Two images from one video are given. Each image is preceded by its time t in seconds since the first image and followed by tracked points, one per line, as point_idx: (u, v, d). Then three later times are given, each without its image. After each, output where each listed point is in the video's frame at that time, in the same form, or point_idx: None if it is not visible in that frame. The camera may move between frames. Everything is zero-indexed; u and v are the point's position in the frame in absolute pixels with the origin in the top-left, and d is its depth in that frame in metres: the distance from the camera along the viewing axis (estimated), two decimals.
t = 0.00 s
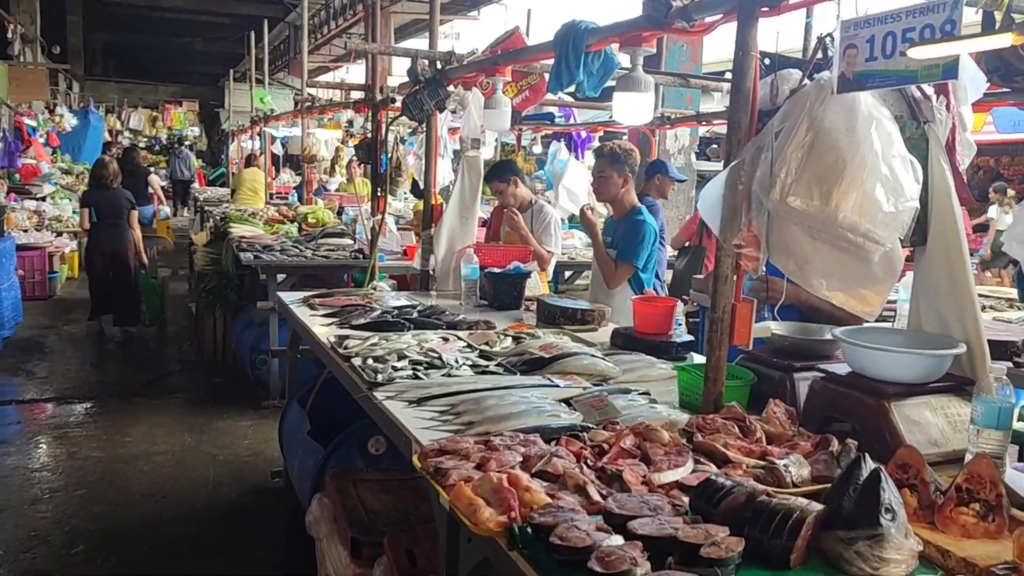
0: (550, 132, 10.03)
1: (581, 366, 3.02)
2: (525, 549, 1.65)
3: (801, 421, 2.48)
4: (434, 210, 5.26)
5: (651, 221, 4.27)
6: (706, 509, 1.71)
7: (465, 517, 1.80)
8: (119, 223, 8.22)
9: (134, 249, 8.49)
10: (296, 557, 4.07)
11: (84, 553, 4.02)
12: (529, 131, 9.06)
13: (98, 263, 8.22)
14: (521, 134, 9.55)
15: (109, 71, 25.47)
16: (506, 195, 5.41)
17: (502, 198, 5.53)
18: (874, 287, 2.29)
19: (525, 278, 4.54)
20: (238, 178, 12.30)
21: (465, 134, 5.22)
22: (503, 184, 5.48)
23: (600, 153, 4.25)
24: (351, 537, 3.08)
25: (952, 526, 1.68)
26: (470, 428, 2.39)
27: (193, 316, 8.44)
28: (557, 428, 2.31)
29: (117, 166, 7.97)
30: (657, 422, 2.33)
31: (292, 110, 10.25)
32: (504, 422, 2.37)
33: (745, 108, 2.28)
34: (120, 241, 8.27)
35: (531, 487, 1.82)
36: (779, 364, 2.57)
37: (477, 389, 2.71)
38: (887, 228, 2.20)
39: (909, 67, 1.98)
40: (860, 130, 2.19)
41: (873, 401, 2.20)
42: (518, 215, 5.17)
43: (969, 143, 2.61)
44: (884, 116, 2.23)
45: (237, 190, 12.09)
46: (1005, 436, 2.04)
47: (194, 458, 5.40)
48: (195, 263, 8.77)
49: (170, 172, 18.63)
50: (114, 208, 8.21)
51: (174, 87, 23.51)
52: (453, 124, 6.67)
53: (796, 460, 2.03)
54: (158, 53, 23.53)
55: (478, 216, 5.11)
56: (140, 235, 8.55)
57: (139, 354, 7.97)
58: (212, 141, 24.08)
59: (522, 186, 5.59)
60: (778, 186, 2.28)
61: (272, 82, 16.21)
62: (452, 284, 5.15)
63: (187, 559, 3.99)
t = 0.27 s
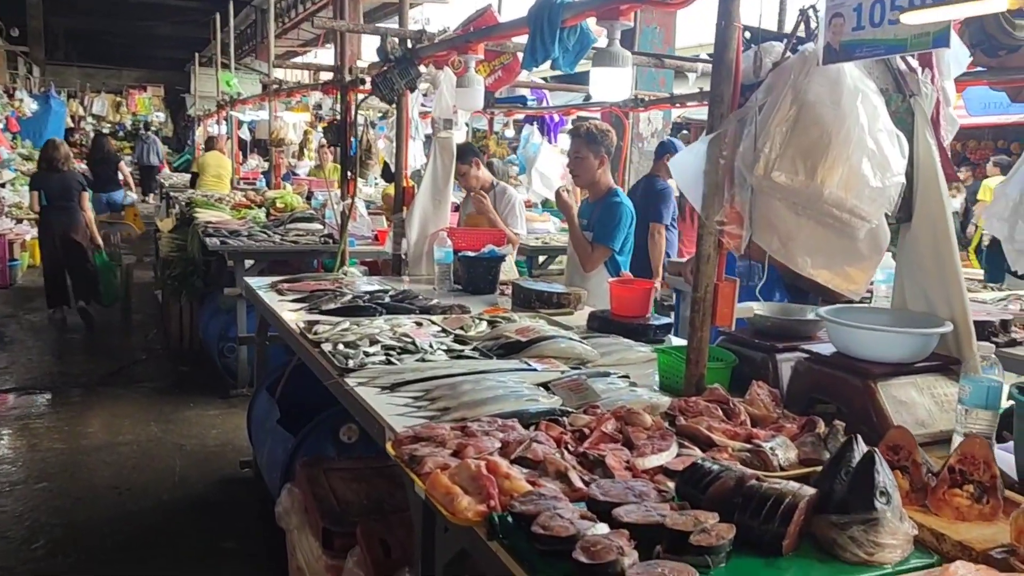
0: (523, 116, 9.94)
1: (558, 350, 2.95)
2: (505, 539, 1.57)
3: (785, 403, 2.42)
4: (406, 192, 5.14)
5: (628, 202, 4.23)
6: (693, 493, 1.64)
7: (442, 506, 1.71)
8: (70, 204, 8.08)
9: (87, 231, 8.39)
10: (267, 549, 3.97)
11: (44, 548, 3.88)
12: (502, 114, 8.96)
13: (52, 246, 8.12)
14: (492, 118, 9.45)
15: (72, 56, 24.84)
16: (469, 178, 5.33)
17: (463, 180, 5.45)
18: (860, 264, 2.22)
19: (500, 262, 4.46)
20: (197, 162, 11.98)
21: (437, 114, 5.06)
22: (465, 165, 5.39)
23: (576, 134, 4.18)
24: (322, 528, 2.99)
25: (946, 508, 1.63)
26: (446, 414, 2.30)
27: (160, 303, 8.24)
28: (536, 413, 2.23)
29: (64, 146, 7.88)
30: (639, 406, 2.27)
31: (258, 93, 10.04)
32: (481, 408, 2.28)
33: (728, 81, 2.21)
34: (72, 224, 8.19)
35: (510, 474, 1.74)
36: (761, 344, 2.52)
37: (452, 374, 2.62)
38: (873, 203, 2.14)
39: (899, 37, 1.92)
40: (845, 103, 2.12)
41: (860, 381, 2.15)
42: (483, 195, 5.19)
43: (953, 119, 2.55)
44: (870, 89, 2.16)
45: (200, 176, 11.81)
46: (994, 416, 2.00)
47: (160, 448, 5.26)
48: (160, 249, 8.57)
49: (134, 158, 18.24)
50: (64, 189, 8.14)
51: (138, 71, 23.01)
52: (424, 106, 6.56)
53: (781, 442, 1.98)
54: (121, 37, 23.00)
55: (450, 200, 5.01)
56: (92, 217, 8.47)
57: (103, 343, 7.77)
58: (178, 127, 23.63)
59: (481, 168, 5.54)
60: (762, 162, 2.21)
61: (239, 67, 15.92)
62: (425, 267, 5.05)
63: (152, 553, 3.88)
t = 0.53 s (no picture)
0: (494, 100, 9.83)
1: (541, 336, 2.85)
2: (498, 538, 1.47)
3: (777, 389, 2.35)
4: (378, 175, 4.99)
5: (607, 184, 4.16)
6: (695, 487, 1.55)
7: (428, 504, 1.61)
8: (20, 190, 8.16)
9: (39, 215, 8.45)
10: (238, 546, 3.84)
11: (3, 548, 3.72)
12: (473, 98, 8.83)
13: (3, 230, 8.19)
14: (463, 103, 9.33)
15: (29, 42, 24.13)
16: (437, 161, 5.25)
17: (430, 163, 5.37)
18: (856, 245, 2.14)
19: (477, 247, 4.36)
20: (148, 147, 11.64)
21: (410, 95, 4.89)
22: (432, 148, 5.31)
23: (554, 115, 4.05)
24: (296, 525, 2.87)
25: (957, 498, 1.56)
26: (428, 405, 2.19)
27: (123, 293, 8.02)
28: (523, 402, 2.13)
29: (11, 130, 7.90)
30: (628, 394, 2.18)
31: (223, 77, 9.81)
32: (465, 397, 2.18)
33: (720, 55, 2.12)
34: (23, 209, 8.27)
35: (501, 468, 1.64)
36: (752, 329, 2.44)
37: (432, 363, 2.51)
38: (871, 181, 2.06)
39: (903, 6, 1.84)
40: (841, 77, 2.03)
41: (857, 365, 2.08)
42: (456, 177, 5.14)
43: (945, 96, 2.48)
44: (867, 63, 2.08)
45: (154, 163, 11.50)
46: (996, 400, 1.94)
47: (123, 443, 5.08)
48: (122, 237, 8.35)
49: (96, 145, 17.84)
50: (12, 174, 8.15)
51: (98, 55, 22.44)
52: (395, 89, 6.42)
53: (780, 430, 1.90)
54: (80, 21, 22.45)
55: (423, 182, 4.88)
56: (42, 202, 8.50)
57: (63, 334, 7.53)
58: (140, 113, 23.16)
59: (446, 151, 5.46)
60: (755, 139, 2.12)
61: (202, 51, 15.60)
62: (399, 253, 4.92)
63: (116, 553, 3.73)
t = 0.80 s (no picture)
0: (467, 83, 9.66)
1: (533, 325, 2.72)
2: (511, 550, 1.35)
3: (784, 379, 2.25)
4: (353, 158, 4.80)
5: (593, 167, 4.01)
6: (720, 489, 1.44)
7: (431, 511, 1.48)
8: None
9: None
10: (211, 546, 3.68)
11: None
12: (446, 80, 8.66)
13: None
14: (436, 85, 9.15)
15: None
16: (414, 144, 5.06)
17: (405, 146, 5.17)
18: (870, 227, 2.05)
19: (458, 232, 4.22)
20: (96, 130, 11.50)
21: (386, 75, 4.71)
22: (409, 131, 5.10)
23: (537, 94, 3.90)
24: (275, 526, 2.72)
25: (995, 497, 1.47)
26: (421, 401, 2.06)
27: (86, 281, 7.74)
28: (522, 397, 2.01)
29: None
30: (632, 387, 2.06)
31: (187, 58, 9.53)
32: (460, 393, 2.05)
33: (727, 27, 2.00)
34: None
35: (508, 472, 1.51)
36: (756, 316, 2.34)
37: (421, 355, 2.38)
38: (887, 160, 1.95)
39: None
40: (856, 50, 1.92)
41: (872, 354, 1.98)
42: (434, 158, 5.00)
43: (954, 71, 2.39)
44: (881, 35, 1.97)
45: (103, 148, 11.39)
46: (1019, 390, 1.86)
47: (88, 437, 4.88)
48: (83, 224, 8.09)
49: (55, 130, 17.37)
50: None
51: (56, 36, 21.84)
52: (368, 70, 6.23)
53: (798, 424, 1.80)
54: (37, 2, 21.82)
55: (401, 164, 4.70)
56: None
57: (23, 324, 7.26)
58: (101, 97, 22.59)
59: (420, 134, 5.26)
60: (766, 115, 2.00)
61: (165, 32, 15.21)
62: (376, 239, 4.74)
63: (82, 555, 3.55)
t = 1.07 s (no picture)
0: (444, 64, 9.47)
1: (533, 322, 2.59)
2: None
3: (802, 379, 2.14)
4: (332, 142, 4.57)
5: (584, 152, 3.88)
6: (763, 510, 1.31)
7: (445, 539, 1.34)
8: None
9: None
10: (191, 552, 3.52)
11: None
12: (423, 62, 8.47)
13: None
14: (413, 66, 8.95)
15: None
16: (402, 127, 4.87)
17: (394, 129, 5.00)
18: (897, 219, 1.91)
19: (444, 220, 4.06)
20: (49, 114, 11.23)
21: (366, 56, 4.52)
22: (397, 113, 4.93)
23: (527, 75, 3.77)
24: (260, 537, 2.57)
25: None
26: (421, 408, 1.92)
27: (50, 270, 7.48)
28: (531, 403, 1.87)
29: None
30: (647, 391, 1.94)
31: (154, 38, 9.23)
32: (463, 399, 1.91)
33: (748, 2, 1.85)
34: None
35: (529, 493, 1.38)
36: (771, 312, 2.22)
37: (417, 357, 2.23)
38: (919, 147, 1.83)
39: None
40: (888, 28, 1.79)
41: (901, 353, 1.87)
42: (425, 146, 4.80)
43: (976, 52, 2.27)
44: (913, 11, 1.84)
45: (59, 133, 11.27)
46: None
47: (57, 436, 4.68)
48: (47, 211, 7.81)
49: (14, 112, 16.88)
50: None
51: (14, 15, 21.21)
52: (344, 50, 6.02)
53: (829, 431, 1.68)
54: None
55: (382, 150, 4.54)
56: None
57: None
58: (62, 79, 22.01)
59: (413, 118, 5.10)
60: (789, 100, 1.87)
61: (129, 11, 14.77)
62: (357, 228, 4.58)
63: (54, 565, 3.37)
